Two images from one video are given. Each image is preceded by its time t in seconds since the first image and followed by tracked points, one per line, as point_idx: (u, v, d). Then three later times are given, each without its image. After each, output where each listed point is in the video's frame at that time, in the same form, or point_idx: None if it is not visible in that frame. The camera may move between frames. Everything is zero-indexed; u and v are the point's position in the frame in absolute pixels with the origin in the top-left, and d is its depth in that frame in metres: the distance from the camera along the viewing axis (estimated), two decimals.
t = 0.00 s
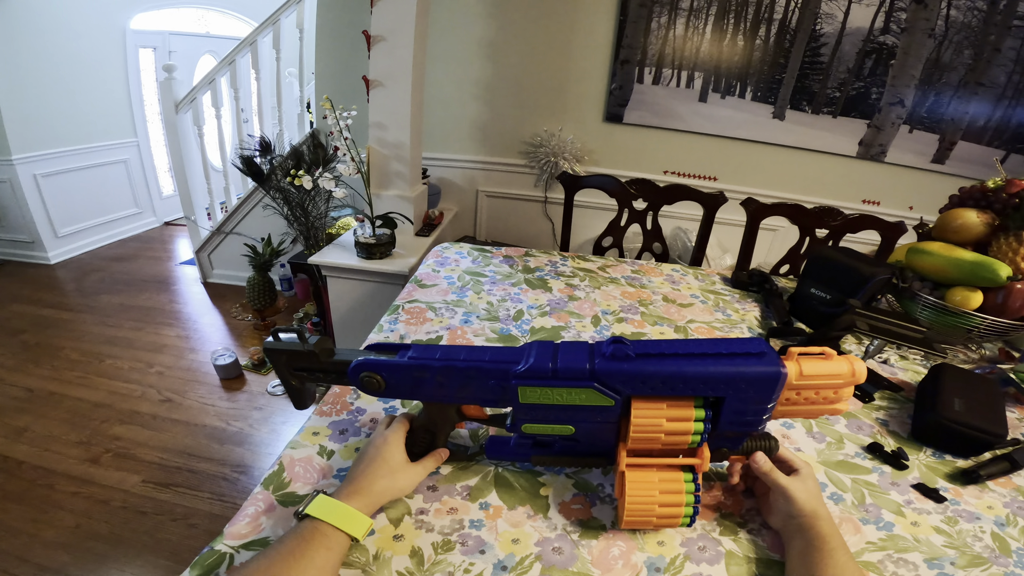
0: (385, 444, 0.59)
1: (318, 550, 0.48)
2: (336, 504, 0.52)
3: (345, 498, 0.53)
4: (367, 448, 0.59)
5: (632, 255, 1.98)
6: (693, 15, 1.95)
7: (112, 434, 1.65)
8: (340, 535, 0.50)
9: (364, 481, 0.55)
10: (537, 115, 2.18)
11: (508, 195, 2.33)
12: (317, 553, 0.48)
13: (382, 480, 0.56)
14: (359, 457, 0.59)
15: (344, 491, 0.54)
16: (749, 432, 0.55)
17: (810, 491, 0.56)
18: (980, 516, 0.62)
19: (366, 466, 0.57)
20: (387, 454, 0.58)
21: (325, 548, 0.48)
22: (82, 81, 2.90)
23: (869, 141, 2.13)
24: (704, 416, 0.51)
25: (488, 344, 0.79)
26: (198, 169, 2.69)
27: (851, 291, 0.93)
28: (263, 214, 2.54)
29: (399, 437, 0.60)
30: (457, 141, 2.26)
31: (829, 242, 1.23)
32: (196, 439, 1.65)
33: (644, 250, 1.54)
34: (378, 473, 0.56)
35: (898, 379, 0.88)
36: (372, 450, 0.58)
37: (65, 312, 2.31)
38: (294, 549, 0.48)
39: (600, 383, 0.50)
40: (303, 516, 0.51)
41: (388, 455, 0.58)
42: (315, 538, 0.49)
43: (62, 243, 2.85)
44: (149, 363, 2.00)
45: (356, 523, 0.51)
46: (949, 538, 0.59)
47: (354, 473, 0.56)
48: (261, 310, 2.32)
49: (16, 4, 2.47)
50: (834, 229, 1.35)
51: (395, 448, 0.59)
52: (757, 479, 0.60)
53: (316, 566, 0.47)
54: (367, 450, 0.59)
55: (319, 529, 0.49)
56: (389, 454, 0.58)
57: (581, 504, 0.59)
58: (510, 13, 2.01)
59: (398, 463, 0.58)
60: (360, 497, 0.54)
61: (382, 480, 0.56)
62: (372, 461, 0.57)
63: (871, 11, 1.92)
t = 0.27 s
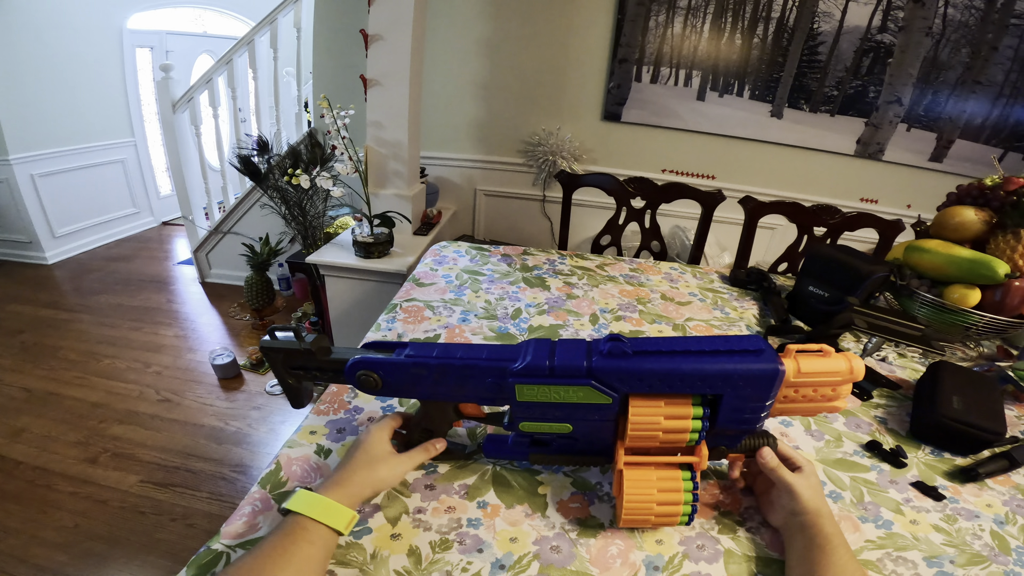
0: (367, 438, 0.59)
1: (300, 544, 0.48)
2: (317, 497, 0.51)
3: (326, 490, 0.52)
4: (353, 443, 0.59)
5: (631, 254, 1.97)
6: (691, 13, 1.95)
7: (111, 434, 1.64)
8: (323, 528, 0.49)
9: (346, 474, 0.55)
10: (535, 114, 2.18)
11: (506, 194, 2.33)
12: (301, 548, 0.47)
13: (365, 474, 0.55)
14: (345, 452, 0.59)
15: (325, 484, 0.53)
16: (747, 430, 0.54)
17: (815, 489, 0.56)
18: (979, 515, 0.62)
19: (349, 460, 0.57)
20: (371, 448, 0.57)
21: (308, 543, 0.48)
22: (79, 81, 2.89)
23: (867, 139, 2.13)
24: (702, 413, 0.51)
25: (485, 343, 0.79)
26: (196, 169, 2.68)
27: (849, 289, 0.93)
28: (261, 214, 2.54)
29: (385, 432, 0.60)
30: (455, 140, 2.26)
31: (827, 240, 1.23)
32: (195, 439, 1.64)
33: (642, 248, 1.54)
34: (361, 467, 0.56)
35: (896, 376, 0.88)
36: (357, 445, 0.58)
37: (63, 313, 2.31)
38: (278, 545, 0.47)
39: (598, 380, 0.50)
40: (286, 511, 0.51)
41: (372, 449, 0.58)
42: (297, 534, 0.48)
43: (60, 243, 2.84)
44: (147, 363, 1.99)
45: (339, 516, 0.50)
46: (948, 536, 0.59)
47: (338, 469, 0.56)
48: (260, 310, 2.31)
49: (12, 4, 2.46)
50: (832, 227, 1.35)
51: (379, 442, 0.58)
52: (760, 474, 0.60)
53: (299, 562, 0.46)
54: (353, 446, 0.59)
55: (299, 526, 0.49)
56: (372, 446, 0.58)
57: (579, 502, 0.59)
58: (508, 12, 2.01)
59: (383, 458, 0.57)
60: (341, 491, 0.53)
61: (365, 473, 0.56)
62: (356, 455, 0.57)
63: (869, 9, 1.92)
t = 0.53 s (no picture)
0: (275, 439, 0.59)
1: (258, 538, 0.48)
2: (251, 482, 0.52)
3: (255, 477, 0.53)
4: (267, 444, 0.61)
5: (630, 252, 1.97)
6: (690, 12, 1.95)
7: (111, 433, 1.64)
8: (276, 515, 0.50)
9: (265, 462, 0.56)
10: (534, 113, 2.18)
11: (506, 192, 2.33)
12: (260, 536, 0.48)
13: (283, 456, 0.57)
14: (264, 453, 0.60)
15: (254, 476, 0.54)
16: (747, 427, 0.54)
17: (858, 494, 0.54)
18: (979, 513, 0.62)
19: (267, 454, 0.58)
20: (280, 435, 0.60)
21: (270, 532, 0.49)
22: (79, 81, 2.89)
23: (866, 138, 2.13)
24: (702, 411, 0.51)
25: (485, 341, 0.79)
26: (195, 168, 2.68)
27: (849, 287, 0.93)
28: (261, 213, 2.54)
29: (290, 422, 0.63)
30: (454, 139, 2.26)
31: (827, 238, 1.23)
32: (195, 438, 1.64)
33: (642, 247, 1.54)
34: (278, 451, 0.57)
35: (896, 374, 0.88)
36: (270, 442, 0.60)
37: (63, 312, 2.31)
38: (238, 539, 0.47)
39: (598, 377, 0.50)
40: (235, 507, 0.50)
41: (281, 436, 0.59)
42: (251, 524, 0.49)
43: (60, 243, 2.84)
44: (148, 362, 1.99)
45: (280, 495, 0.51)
46: (948, 534, 0.59)
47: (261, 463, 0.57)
48: (259, 309, 2.31)
49: (11, 3, 2.45)
50: (832, 225, 1.35)
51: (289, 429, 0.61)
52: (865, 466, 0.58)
53: (264, 549, 0.47)
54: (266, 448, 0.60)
55: (250, 517, 0.49)
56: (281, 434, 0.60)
57: (579, 500, 0.59)
58: (507, 11, 2.01)
59: (295, 441, 0.59)
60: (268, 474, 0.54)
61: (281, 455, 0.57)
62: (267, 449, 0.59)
63: (869, 8, 1.92)
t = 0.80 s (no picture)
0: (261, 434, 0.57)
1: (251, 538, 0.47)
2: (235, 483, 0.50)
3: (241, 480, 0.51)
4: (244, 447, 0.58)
5: (630, 251, 1.97)
6: (690, 10, 1.94)
7: (112, 433, 1.64)
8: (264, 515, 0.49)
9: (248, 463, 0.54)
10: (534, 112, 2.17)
11: (506, 191, 2.32)
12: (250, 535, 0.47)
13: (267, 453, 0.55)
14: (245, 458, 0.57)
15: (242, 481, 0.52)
16: (749, 426, 0.54)
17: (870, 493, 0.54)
18: (981, 511, 0.62)
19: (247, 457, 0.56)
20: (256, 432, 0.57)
21: (261, 532, 0.47)
22: (77, 81, 2.88)
23: (866, 136, 2.13)
24: (704, 409, 0.51)
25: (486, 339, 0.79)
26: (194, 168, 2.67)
27: (850, 285, 0.93)
28: (260, 212, 2.53)
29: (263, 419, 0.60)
30: (454, 138, 2.25)
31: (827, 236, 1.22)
32: (195, 437, 1.64)
33: (642, 245, 1.54)
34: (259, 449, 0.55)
35: (897, 372, 0.88)
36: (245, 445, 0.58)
37: (63, 312, 2.30)
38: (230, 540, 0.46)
39: (599, 376, 0.50)
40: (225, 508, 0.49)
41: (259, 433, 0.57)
42: (239, 525, 0.47)
43: (59, 243, 2.84)
44: (148, 362, 1.99)
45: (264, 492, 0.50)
46: (950, 532, 0.58)
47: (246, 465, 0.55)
48: (260, 308, 2.31)
49: (9, 3, 2.45)
50: (833, 223, 1.35)
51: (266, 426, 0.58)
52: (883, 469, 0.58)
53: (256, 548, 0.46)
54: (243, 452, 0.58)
55: (236, 519, 0.48)
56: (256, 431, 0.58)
57: (580, 499, 0.59)
58: (507, 9, 2.00)
59: (281, 438, 0.57)
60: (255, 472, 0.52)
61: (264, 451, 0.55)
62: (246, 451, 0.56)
63: (868, 6, 1.92)
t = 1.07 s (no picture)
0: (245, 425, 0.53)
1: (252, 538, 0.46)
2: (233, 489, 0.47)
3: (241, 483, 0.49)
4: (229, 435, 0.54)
5: (631, 249, 1.97)
6: (691, 9, 1.94)
7: (114, 431, 1.65)
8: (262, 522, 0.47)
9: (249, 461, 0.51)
10: (535, 110, 2.17)
11: (507, 190, 2.32)
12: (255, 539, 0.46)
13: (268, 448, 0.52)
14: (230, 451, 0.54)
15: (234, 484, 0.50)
16: (748, 424, 0.54)
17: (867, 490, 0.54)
18: (981, 510, 0.62)
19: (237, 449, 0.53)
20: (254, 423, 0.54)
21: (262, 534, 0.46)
22: (79, 79, 2.89)
23: (867, 135, 2.13)
24: (703, 407, 0.51)
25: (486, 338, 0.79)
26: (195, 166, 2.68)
27: (850, 284, 0.93)
28: (261, 211, 2.53)
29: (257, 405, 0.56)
30: (454, 136, 2.25)
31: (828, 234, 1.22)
32: (197, 436, 1.65)
33: (643, 243, 1.53)
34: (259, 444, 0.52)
35: (897, 371, 0.88)
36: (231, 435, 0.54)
37: (65, 310, 2.31)
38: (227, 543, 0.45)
39: (598, 374, 0.50)
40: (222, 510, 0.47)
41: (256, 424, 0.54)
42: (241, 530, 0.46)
43: (61, 241, 2.84)
44: (149, 361, 1.99)
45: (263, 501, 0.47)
46: (949, 531, 0.58)
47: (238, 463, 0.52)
48: (261, 307, 2.32)
49: (11, 2, 2.45)
50: (833, 221, 1.34)
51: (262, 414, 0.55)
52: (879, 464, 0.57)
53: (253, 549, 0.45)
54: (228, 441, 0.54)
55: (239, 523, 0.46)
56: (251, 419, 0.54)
57: (579, 496, 0.59)
58: (508, 7, 2.00)
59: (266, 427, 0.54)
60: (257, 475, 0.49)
61: (266, 446, 0.52)
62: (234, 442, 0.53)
63: (870, 4, 1.91)
